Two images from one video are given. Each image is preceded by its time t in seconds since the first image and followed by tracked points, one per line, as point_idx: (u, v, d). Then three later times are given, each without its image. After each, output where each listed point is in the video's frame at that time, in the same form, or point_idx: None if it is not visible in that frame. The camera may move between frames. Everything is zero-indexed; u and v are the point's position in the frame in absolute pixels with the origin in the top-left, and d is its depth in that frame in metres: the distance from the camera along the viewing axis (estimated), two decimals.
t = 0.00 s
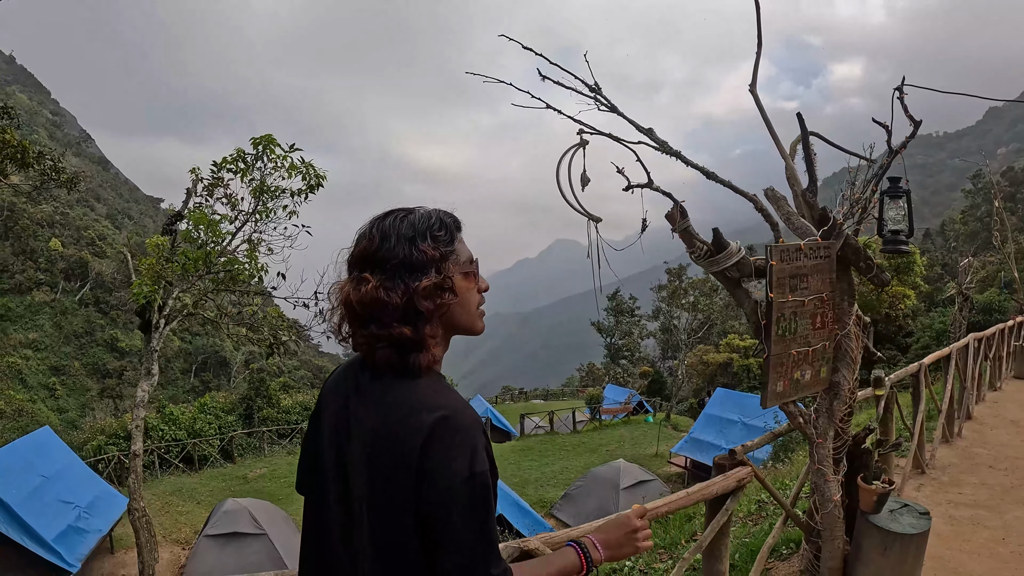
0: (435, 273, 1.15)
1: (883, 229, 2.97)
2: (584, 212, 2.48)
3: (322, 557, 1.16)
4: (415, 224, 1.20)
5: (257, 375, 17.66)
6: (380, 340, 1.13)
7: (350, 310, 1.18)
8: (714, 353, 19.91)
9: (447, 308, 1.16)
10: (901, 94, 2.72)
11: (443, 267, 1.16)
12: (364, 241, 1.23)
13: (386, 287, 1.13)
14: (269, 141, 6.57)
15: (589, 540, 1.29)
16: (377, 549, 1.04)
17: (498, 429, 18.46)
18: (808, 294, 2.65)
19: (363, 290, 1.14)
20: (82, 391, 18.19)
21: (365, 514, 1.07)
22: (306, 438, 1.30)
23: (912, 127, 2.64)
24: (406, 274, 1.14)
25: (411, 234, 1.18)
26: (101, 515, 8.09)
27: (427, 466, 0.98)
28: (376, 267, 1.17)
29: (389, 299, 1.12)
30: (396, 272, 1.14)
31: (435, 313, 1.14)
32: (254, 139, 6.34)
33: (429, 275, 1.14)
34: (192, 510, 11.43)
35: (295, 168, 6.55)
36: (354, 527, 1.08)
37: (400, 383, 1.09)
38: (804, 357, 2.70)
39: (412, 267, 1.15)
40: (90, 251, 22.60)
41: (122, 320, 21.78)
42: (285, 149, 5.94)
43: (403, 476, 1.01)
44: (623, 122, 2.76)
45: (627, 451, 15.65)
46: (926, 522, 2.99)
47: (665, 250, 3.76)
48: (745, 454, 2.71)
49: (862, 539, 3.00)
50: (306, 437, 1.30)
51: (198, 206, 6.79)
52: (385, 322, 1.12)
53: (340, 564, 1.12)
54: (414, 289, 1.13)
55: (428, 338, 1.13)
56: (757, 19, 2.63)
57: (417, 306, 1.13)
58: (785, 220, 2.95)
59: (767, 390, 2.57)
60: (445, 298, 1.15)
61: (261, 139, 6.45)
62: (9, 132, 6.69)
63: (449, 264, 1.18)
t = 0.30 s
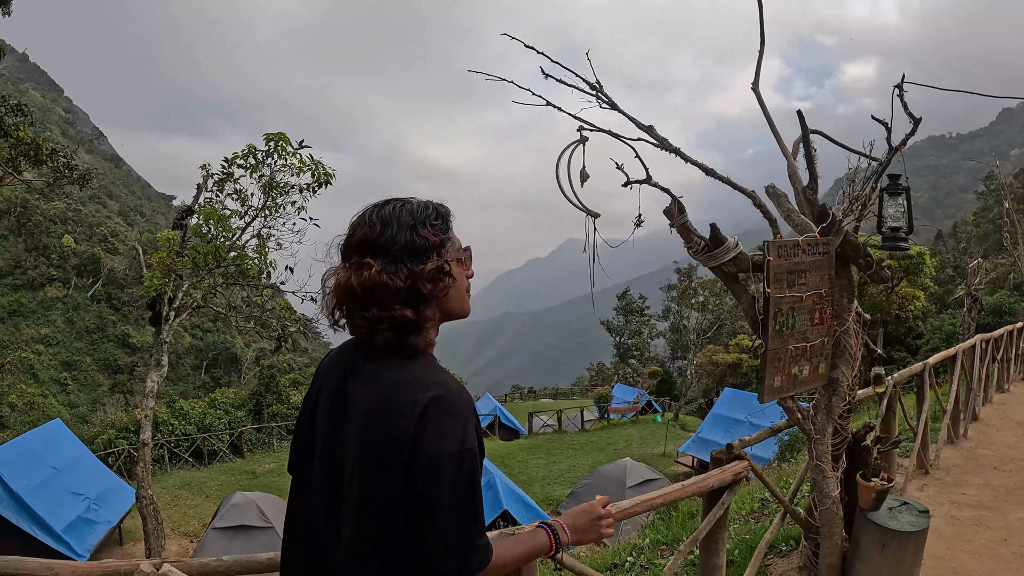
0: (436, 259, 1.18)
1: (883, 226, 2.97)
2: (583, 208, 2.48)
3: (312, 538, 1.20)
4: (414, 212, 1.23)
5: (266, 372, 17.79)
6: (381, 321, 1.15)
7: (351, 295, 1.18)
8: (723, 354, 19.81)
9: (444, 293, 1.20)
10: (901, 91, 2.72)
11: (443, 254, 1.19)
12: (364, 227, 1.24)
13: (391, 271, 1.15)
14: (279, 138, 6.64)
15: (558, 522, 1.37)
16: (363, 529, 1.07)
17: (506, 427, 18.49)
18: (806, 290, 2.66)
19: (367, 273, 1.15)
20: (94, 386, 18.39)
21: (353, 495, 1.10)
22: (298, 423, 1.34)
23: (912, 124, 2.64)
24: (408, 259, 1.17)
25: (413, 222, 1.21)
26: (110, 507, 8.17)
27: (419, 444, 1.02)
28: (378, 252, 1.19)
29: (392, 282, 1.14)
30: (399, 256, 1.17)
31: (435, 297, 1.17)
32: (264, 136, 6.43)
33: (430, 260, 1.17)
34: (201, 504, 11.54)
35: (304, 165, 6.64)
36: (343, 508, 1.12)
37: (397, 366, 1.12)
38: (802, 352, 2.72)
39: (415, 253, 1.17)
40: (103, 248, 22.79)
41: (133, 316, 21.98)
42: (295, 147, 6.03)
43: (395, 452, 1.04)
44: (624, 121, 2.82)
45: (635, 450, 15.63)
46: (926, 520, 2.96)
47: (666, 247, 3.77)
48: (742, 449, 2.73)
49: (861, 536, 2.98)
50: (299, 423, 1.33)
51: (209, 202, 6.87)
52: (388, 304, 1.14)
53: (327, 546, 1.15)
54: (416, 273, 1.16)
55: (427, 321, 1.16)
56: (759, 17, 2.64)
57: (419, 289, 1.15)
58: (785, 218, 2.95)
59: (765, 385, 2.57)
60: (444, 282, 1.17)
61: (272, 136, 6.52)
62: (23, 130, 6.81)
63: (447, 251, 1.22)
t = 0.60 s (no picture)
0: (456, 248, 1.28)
1: (889, 219, 2.94)
2: (582, 201, 2.48)
3: (304, 524, 1.23)
4: (434, 201, 1.28)
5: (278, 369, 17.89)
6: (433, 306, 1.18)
7: (397, 272, 1.14)
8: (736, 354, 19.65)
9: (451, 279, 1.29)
10: (908, 83, 2.67)
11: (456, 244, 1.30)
12: (400, 208, 1.21)
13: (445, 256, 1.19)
14: (287, 135, 6.69)
15: (516, 444, 1.36)
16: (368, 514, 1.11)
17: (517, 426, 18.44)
18: (809, 284, 2.63)
19: (429, 256, 1.16)
20: (109, 383, 18.63)
21: (352, 481, 1.13)
22: (284, 411, 1.32)
23: (917, 118, 2.60)
24: (445, 245, 1.23)
25: (439, 212, 1.27)
26: (121, 501, 8.24)
27: (426, 427, 1.06)
28: (420, 234, 1.19)
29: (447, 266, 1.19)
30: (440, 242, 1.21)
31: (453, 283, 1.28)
32: (273, 134, 6.50)
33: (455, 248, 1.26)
34: (213, 499, 11.63)
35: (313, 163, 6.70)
36: (345, 493, 1.14)
37: (421, 349, 1.16)
38: (806, 347, 2.69)
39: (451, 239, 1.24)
40: (118, 246, 23.03)
41: (148, 314, 22.20)
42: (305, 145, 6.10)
43: (401, 439, 1.08)
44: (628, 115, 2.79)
45: (646, 449, 15.52)
46: (933, 519, 2.91)
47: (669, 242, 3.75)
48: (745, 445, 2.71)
49: (866, 535, 2.94)
50: (282, 411, 1.33)
51: (219, 198, 6.93)
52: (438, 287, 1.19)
53: (321, 531, 1.18)
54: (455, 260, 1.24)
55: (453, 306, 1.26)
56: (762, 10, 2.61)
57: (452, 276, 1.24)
58: (790, 212, 2.91)
59: (767, 379, 2.55)
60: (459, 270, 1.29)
61: (280, 133, 6.56)
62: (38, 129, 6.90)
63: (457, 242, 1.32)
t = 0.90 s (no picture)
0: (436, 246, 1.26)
1: (892, 215, 2.88)
2: (577, 197, 2.43)
3: (279, 534, 1.19)
4: (414, 197, 1.25)
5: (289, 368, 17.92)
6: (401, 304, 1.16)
7: (370, 269, 1.12)
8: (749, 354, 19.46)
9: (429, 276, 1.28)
10: (911, 76, 2.59)
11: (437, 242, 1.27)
12: (375, 203, 1.18)
13: (420, 253, 1.17)
14: (293, 135, 6.69)
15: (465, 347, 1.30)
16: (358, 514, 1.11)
17: (529, 425, 18.39)
18: (809, 281, 2.58)
19: (401, 253, 1.13)
20: (125, 381, 18.81)
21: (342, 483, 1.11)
22: (250, 408, 1.27)
23: (921, 111, 2.53)
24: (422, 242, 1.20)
25: (419, 209, 1.24)
26: (132, 497, 8.29)
27: (420, 415, 1.10)
28: (397, 231, 1.16)
29: (420, 263, 1.17)
30: (417, 240, 1.18)
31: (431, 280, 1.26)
32: (278, 134, 6.50)
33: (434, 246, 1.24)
34: (225, 497, 11.68)
35: (318, 162, 6.69)
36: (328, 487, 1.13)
37: (400, 347, 1.15)
38: (807, 346, 2.63)
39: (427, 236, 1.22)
40: (133, 245, 23.21)
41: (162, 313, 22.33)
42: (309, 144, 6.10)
43: (392, 430, 1.10)
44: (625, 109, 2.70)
45: (657, 449, 15.39)
46: (937, 523, 2.85)
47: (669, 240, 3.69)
48: (743, 445, 2.66)
49: (868, 539, 2.88)
50: (248, 409, 1.28)
51: (224, 198, 6.94)
52: (409, 285, 1.16)
53: (302, 538, 1.15)
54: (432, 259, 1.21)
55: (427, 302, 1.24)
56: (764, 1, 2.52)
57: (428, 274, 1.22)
58: (791, 209, 2.85)
59: (766, 379, 2.50)
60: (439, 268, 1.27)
61: (285, 133, 6.56)
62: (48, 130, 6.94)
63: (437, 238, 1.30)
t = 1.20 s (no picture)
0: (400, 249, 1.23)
1: (894, 213, 2.82)
2: (568, 195, 2.38)
3: (255, 552, 1.14)
4: (377, 200, 1.22)
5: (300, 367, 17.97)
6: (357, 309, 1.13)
7: (325, 275, 1.09)
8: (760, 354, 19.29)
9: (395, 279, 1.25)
10: (914, 69, 2.51)
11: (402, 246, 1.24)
12: (333, 208, 1.15)
13: (378, 259, 1.14)
14: (294, 136, 6.70)
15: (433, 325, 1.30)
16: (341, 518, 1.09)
17: (539, 425, 18.32)
18: (808, 281, 2.52)
19: (356, 260, 1.11)
20: (139, 380, 19.03)
21: (317, 489, 1.09)
22: (217, 413, 1.24)
23: (924, 105, 2.45)
24: (381, 249, 1.17)
25: (380, 213, 1.20)
26: (141, 495, 8.31)
27: (390, 410, 1.08)
28: (354, 237, 1.13)
29: (377, 269, 1.14)
30: (376, 246, 1.15)
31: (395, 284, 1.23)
32: (280, 134, 6.52)
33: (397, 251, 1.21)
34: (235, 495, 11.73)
35: (319, 162, 6.68)
36: (296, 487, 1.10)
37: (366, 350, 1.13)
38: (805, 348, 2.57)
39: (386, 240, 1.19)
40: (147, 245, 23.42)
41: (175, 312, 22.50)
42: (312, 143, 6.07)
43: (360, 427, 1.08)
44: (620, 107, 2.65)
45: (668, 449, 15.26)
46: (941, 529, 2.77)
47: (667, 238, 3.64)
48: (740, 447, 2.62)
49: (869, 545, 2.81)
50: (215, 415, 1.24)
51: (227, 199, 6.93)
52: (364, 291, 1.12)
53: (277, 548, 1.11)
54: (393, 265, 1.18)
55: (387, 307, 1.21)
56: None
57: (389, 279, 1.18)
58: (791, 207, 2.78)
59: (763, 381, 2.45)
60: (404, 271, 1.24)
61: (286, 134, 6.58)
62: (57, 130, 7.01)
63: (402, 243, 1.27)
